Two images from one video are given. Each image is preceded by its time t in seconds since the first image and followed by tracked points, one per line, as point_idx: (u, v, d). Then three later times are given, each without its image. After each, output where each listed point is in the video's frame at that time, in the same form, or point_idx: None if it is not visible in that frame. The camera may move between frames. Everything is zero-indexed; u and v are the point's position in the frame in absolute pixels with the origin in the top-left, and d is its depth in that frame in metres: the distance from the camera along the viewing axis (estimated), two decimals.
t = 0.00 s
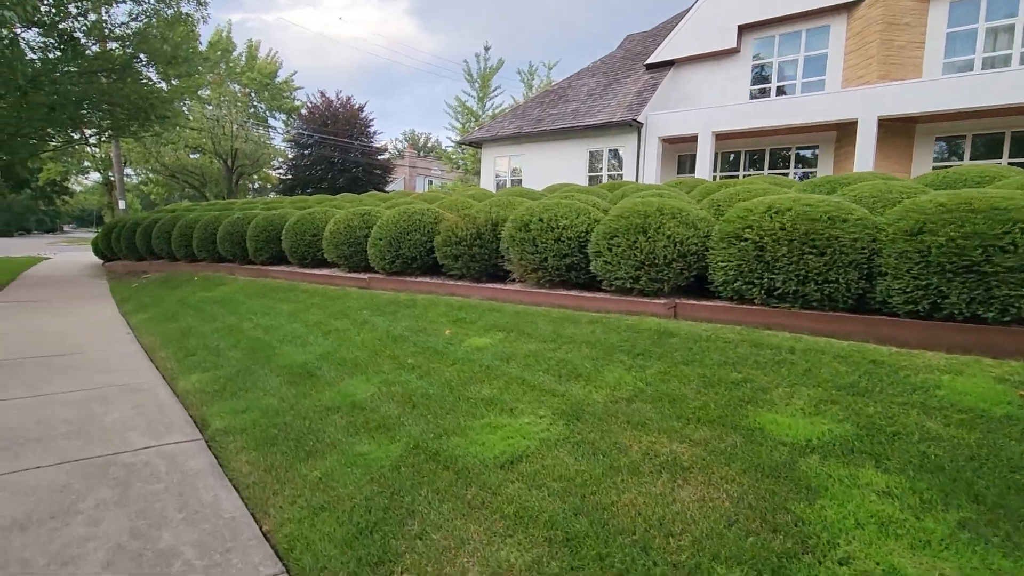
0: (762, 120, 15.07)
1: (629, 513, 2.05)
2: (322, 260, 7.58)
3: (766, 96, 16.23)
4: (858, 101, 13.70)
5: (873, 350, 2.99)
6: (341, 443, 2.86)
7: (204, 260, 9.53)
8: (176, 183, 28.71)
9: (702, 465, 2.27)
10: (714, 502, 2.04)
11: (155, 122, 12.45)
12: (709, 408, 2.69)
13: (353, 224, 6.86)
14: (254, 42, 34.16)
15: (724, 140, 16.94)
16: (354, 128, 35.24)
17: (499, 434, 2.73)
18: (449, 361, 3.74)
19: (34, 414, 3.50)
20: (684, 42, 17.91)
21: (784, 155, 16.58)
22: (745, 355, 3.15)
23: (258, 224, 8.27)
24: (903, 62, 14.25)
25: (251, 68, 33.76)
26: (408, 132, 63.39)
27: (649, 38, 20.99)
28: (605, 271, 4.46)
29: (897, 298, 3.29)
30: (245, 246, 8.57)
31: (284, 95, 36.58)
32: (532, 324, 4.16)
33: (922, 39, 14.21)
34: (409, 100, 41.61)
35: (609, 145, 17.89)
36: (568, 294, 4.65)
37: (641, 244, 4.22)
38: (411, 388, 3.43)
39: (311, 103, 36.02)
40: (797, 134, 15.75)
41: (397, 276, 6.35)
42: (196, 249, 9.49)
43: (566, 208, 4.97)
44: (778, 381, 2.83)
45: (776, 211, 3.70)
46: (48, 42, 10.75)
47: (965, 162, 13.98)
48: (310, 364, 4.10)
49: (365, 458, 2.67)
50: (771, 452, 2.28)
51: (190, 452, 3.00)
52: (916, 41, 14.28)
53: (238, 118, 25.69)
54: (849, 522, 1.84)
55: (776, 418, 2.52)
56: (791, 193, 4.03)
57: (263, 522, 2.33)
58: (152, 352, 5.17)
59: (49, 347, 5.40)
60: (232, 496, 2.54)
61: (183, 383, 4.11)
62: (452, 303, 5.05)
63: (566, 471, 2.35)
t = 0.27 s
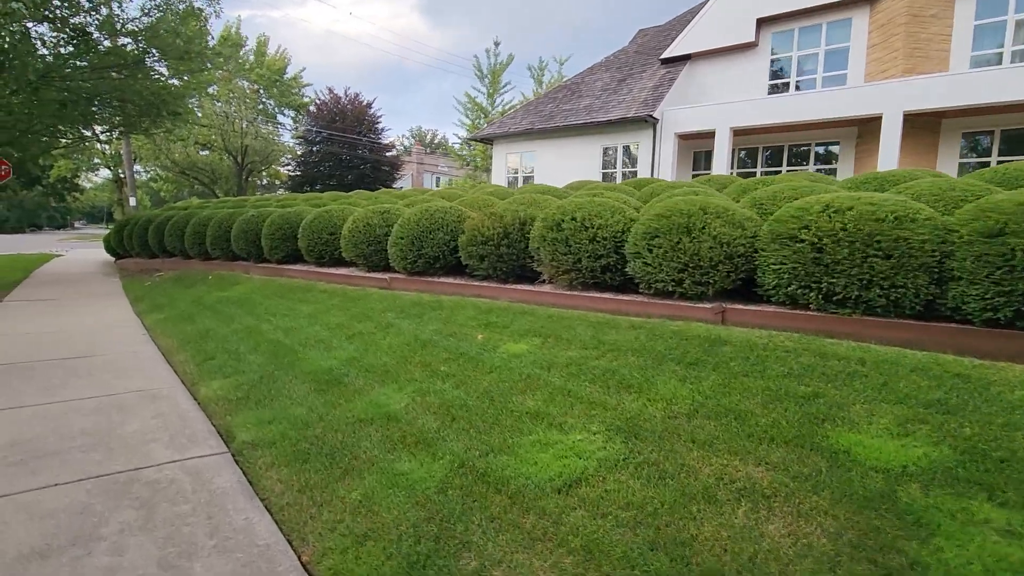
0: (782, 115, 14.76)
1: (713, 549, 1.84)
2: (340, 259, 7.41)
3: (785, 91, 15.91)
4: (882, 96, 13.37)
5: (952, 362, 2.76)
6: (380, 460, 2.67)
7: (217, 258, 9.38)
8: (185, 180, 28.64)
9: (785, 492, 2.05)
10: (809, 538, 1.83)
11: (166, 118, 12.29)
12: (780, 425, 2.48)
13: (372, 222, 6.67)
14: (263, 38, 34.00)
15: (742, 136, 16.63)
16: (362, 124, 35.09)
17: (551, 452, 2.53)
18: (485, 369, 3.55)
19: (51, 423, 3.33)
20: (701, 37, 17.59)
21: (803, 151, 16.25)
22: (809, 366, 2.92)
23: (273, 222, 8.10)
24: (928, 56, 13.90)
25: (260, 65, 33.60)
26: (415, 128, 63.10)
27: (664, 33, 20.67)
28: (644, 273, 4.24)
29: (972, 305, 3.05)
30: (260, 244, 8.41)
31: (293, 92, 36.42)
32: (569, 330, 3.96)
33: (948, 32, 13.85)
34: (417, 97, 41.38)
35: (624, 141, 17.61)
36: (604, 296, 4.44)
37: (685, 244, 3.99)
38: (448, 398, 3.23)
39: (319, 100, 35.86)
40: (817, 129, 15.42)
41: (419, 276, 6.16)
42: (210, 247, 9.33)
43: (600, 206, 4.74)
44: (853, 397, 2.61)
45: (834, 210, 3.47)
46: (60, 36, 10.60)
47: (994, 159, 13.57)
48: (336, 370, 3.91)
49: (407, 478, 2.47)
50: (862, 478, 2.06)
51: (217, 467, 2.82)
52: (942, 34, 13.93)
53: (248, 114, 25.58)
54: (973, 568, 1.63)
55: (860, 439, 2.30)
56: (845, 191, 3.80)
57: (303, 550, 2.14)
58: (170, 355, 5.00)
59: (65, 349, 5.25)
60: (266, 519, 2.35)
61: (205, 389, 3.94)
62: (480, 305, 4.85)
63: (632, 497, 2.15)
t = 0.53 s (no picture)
0: (795, 109, 14.50)
1: None
2: (352, 256, 7.19)
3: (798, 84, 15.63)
4: (899, 89, 13.09)
5: None
6: (421, 477, 2.45)
7: (225, 256, 9.18)
8: (187, 177, 28.44)
9: (889, 519, 1.84)
10: None
11: (169, 113, 12.06)
12: (865, 439, 2.26)
13: (387, 218, 6.45)
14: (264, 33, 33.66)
15: (753, 130, 16.37)
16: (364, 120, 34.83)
17: (611, 470, 2.31)
18: (523, 375, 3.33)
19: (63, 434, 3.13)
20: (711, 29, 17.30)
21: (817, 145, 15.99)
22: (882, 373, 2.71)
23: (283, 219, 7.87)
24: (946, 47, 13.60)
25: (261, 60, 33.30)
26: (416, 124, 62.71)
27: (673, 26, 20.35)
28: (683, 271, 4.02)
29: None
30: (270, 241, 8.19)
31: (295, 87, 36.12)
32: (607, 332, 3.74)
33: (967, 22, 13.53)
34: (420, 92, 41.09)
35: (633, 136, 17.35)
36: (639, 296, 4.23)
37: (729, 241, 3.76)
38: (487, 407, 3.01)
39: (321, 95, 35.57)
40: (831, 123, 15.15)
41: (437, 274, 5.94)
42: (217, 244, 9.12)
43: (633, 201, 4.51)
44: (939, 408, 2.39)
45: (897, 204, 3.24)
46: (62, 28, 10.35)
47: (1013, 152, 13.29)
48: (362, 375, 3.70)
49: (456, 499, 2.25)
50: (974, 505, 1.84)
51: (243, 483, 2.62)
52: (962, 24, 13.59)
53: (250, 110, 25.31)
54: None
55: (963, 457, 2.07)
56: (902, 184, 3.57)
57: None
58: (182, 358, 4.80)
59: (73, 352, 5.05)
60: (302, 546, 2.14)
61: (223, 396, 3.73)
62: (507, 305, 4.63)
63: (714, 523, 1.93)
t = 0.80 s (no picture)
0: (803, 107, 14.32)
1: None
2: (360, 257, 6.96)
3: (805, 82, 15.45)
4: (909, 86, 12.89)
5: None
6: (459, 505, 2.23)
7: (226, 257, 8.93)
8: (184, 176, 28.10)
9: (1005, 561, 1.63)
10: None
11: (168, 111, 11.80)
12: (954, 463, 2.05)
13: (397, 218, 6.22)
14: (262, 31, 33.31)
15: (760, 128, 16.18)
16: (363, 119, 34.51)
17: (672, 497, 2.09)
18: (556, 387, 3.10)
19: (61, 453, 2.90)
20: (717, 26, 17.10)
21: (824, 143, 15.82)
22: (955, 387, 2.50)
23: (287, 219, 7.63)
24: (956, 44, 13.43)
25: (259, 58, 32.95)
26: (414, 123, 62.35)
27: (677, 23, 20.17)
28: (718, 273, 3.81)
29: None
30: (273, 242, 7.95)
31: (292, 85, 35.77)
32: (641, 339, 3.53)
33: (978, 19, 13.36)
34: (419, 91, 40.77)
35: (637, 134, 17.14)
36: (670, 300, 4.01)
37: (771, 242, 3.55)
38: (521, 423, 2.79)
39: (319, 94, 35.24)
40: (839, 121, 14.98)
41: (451, 277, 5.72)
42: (218, 245, 8.87)
43: (663, 200, 4.29)
44: None
45: (958, 203, 3.03)
46: (57, 23, 10.08)
47: None
48: (380, 386, 3.48)
49: (502, 532, 2.04)
50: None
51: (261, 510, 2.39)
52: (972, 21, 13.42)
53: (248, 108, 24.99)
54: None
55: None
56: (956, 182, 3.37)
57: None
58: (186, 367, 4.57)
59: (71, 360, 4.81)
60: None
61: (233, 409, 3.50)
62: (529, 310, 4.41)
63: (802, 564, 1.72)
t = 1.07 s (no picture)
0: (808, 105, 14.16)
1: None
2: (364, 260, 6.70)
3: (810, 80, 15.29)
4: (916, 83, 12.73)
5: None
6: (503, 542, 1.97)
7: (224, 261, 8.64)
8: (178, 179, 27.73)
9: None
10: None
11: (163, 112, 11.49)
12: None
13: (404, 219, 5.97)
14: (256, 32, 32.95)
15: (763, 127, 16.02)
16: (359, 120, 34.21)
17: (748, 532, 1.84)
18: (593, 399, 2.85)
19: (52, 479, 2.64)
20: (719, 24, 16.94)
21: (829, 142, 15.66)
22: None
23: (287, 221, 7.36)
24: (963, 40, 13.28)
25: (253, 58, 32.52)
26: (410, 125, 62.03)
27: (677, 22, 19.99)
28: (758, 275, 3.57)
29: None
30: (273, 245, 7.68)
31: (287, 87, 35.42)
32: (678, 348, 3.28)
33: (984, 15, 13.22)
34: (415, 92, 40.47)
35: (639, 134, 16.95)
36: (703, 304, 3.77)
37: (817, 242, 3.31)
38: (559, 443, 2.54)
39: (314, 95, 34.91)
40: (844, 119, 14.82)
41: (462, 280, 5.46)
42: (215, 249, 8.58)
43: (692, 198, 4.05)
44: None
45: None
46: (46, 21, 9.78)
47: None
48: (398, 401, 3.22)
49: (556, 575, 1.79)
50: None
51: (277, 546, 2.13)
52: (978, 17, 13.28)
53: (243, 110, 24.68)
54: None
55: None
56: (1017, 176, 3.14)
57: None
58: (185, 378, 4.30)
59: (62, 372, 4.54)
60: None
61: (238, 427, 3.24)
62: (550, 315, 4.17)
63: None
